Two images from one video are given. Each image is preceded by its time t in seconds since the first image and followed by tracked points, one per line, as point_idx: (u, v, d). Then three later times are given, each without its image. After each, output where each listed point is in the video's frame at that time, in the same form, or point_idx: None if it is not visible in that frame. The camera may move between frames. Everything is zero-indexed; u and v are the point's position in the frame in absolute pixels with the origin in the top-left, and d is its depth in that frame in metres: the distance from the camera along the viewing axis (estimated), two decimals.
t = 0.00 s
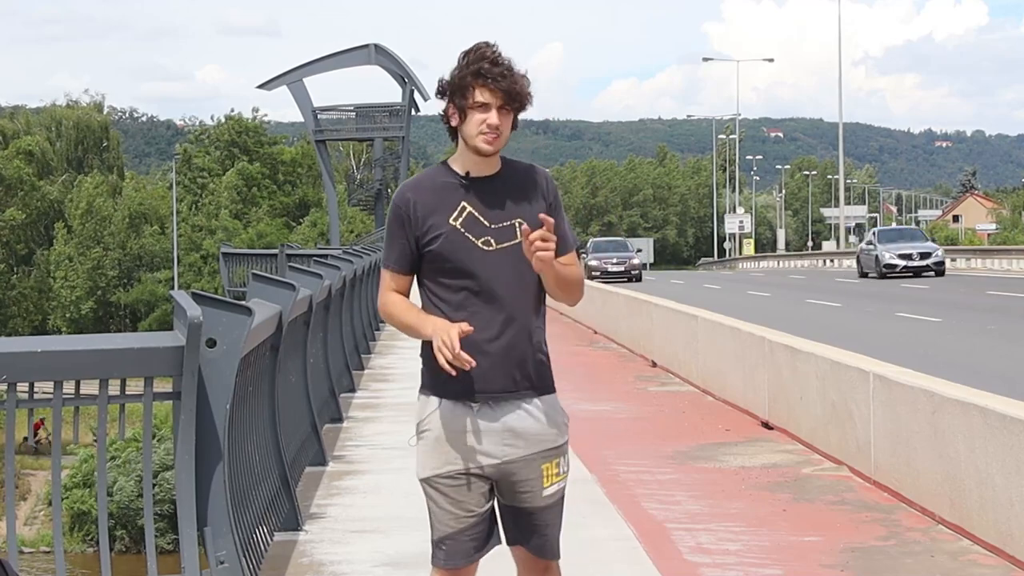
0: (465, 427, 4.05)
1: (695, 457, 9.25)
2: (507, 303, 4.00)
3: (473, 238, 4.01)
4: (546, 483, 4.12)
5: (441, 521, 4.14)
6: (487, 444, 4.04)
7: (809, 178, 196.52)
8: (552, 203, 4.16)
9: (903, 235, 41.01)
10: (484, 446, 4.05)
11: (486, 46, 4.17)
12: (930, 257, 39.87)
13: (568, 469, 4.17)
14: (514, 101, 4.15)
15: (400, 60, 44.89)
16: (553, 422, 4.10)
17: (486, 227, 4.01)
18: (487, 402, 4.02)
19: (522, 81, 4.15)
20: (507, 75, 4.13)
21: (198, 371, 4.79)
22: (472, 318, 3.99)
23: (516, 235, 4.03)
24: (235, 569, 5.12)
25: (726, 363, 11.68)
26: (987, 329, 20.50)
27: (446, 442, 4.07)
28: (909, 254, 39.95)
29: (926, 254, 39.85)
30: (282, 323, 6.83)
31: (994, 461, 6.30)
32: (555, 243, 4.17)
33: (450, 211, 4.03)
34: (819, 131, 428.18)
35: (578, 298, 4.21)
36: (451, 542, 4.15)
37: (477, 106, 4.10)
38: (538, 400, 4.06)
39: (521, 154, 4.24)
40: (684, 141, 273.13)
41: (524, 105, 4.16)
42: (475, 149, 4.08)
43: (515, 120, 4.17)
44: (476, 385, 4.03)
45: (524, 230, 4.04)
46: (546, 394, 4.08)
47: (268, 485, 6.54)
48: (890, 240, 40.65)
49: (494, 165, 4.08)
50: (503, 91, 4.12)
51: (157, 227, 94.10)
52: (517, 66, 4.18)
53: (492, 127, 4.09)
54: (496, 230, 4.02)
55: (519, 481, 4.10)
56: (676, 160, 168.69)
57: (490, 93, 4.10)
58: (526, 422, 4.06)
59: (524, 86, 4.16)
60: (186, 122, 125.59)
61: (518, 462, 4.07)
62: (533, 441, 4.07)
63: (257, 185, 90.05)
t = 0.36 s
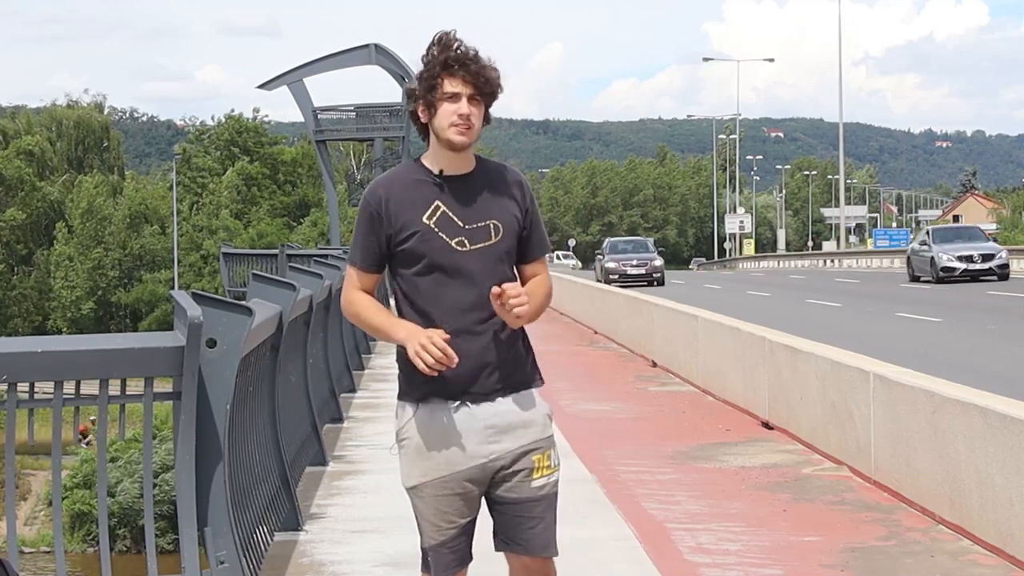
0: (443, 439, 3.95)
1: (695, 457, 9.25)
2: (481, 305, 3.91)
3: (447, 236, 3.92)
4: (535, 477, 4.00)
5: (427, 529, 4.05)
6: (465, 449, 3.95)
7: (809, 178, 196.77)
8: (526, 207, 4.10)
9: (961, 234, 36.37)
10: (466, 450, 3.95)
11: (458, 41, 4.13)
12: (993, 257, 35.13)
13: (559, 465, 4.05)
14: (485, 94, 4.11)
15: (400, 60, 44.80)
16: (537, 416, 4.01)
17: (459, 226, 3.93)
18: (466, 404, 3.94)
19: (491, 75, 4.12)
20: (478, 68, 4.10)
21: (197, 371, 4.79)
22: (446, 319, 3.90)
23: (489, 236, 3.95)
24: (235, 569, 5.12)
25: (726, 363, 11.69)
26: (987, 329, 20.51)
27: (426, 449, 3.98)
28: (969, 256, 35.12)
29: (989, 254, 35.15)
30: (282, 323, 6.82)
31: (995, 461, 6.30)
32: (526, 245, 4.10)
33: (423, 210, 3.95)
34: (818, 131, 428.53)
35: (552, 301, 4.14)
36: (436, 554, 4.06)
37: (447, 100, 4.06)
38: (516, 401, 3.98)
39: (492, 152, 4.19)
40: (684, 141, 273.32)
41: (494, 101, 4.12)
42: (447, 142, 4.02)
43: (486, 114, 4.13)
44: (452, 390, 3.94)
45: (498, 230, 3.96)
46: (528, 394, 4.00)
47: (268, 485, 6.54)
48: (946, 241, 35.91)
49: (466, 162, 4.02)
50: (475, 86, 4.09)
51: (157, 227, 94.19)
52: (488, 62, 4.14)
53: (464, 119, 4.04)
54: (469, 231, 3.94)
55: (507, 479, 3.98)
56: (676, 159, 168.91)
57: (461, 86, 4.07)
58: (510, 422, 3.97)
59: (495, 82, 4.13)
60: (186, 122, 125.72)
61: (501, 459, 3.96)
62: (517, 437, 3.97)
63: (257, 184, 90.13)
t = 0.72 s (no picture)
0: (438, 446, 3.96)
1: (695, 457, 9.24)
2: (472, 308, 3.89)
3: (440, 242, 3.90)
4: (536, 486, 4.00)
5: (427, 533, 4.05)
6: (462, 456, 3.95)
7: (809, 178, 196.85)
8: (524, 202, 4.06)
9: None
10: (461, 458, 3.95)
11: (448, 43, 4.08)
12: None
13: (561, 471, 4.04)
14: (479, 94, 4.07)
15: (400, 60, 44.87)
16: (536, 422, 3.99)
17: (451, 230, 3.91)
18: (460, 410, 3.93)
19: (483, 76, 4.07)
20: (470, 70, 4.05)
21: (197, 372, 4.79)
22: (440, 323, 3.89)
23: (482, 236, 3.91)
24: (235, 570, 5.12)
25: (726, 363, 11.69)
26: (987, 329, 20.50)
27: (422, 454, 3.98)
28: None
29: None
30: (282, 322, 6.82)
31: (995, 462, 6.29)
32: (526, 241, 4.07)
33: (415, 214, 3.94)
34: (818, 131, 428.55)
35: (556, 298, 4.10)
36: (435, 560, 4.06)
37: (437, 103, 4.04)
38: (514, 402, 3.95)
39: (489, 152, 4.15)
40: (683, 142, 273.51)
41: (488, 100, 4.08)
42: (438, 147, 4.01)
43: (479, 114, 4.09)
44: (446, 395, 3.93)
45: (491, 230, 3.92)
46: (526, 397, 3.98)
47: (268, 487, 6.53)
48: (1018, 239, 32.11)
49: (457, 166, 4.00)
50: (468, 86, 4.05)
51: (157, 226, 94.22)
52: (480, 64, 4.10)
53: (454, 124, 4.02)
54: (462, 233, 3.91)
55: (505, 485, 3.98)
56: (676, 160, 168.98)
57: (450, 87, 4.04)
58: (508, 426, 3.95)
59: (487, 82, 4.08)
60: (186, 122, 125.62)
61: (499, 466, 3.97)
62: (515, 444, 3.96)
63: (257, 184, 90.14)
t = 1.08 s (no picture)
0: (448, 449, 3.98)
1: (695, 457, 9.25)
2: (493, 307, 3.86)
3: (456, 240, 3.92)
4: (545, 494, 3.94)
5: (438, 529, 4.09)
6: (471, 459, 3.95)
7: (808, 177, 197.02)
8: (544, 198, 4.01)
9: None
10: (470, 458, 3.95)
11: (460, 41, 4.07)
12: None
13: (574, 481, 3.97)
14: (489, 91, 4.06)
15: (400, 60, 44.88)
16: (552, 431, 3.93)
17: (469, 229, 3.91)
18: (469, 411, 3.92)
19: (491, 71, 4.06)
20: (481, 68, 4.04)
21: (198, 371, 4.79)
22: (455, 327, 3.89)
23: (499, 233, 3.90)
24: (235, 570, 5.12)
25: (726, 363, 11.67)
26: (987, 329, 20.50)
27: (433, 456, 4.00)
28: None
29: None
30: (282, 323, 6.83)
31: (994, 461, 6.29)
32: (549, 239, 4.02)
33: (433, 215, 3.97)
34: (817, 131, 428.76)
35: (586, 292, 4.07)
36: (449, 560, 4.11)
37: (445, 101, 4.04)
38: (533, 406, 3.91)
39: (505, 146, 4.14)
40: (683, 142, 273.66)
41: (499, 96, 4.08)
42: (452, 145, 4.01)
43: (492, 111, 4.08)
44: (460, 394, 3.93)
45: (509, 226, 3.90)
46: (544, 399, 3.94)
47: (268, 486, 6.53)
48: None
49: (474, 162, 4.00)
50: (479, 82, 4.05)
51: (157, 227, 94.24)
52: (492, 61, 4.09)
53: (466, 121, 4.02)
54: (479, 230, 3.91)
55: (515, 490, 3.95)
56: (676, 160, 169.09)
57: (459, 85, 4.04)
58: (516, 434, 3.91)
59: (495, 76, 4.07)
60: (186, 122, 125.66)
61: (510, 471, 3.95)
62: (527, 452, 3.92)
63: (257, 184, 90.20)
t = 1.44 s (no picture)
0: (449, 448, 3.99)
1: (695, 457, 9.25)
2: (500, 309, 3.86)
3: (468, 239, 3.92)
4: (550, 498, 3.94)
5: (442, 525, 4.10)
6: (475, 459, 3.96)
7: (808, 178, 197.16)
8: (563, 199, 4.01)
9: None
10: (475, 457, 3.96)
11: (489, 41, 4.14)
12: None
13: (581, 483, 3.98)
14: (513, 94, 4.12)
15: (400, 60, 44.94)
16: (556, 434, 3.92)
17: (480, 229, 3.92)
18: (475, 415, 3.92)
19: (520, 76, 4.12)
20: (509, 71, 4.10)
21: (198, 372, 4.79)
22: (464, 329, 3.89)
23: (515, 233, 3.91)
24: (235, 570, 5.11)
25: (725, 363, 11.68)
26: (987, 329, 20.51)
27: (437, 455, 4.01)
28: None
29: None
30: (282, 323, 6.84)
31: (996, 461, 6.29)
32: (568, 244, 4.03)
33: (447, 213, 3.97)
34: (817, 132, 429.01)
35: (602, 298, 4.10)
36: (452, 563, 4.14)
37: (469, 100, 4.10)
38: (540, 407, 3.90)
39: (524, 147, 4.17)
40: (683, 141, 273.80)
41: (524, 100, 4.13)
42: (470, 148, 4.06)
43: (514, 115, 4.14)
44: (464, 395, 3.93)
45: (524, 229, 3.92)
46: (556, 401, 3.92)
47: (268, 485, 6.54)
48: None
49: (495, 162, 4.02)
50: (504, 88, 4.10)
51: (157, 227, 94.29)
52: (520, 60, 4.14)
53: (487, 124, 4.07)
54: (492, 229, 3.92)
55: (522, 488, 3.96)
56: (676, 160, 169.35)
57: (485, 86, 4.09)
58: (523, 435, 3.91)
59: (521, 78, 4.12)
60: (186, 122, 125.65)
61: (515, 471, 3.95)
62: (532, 452, 3.92)
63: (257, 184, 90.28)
